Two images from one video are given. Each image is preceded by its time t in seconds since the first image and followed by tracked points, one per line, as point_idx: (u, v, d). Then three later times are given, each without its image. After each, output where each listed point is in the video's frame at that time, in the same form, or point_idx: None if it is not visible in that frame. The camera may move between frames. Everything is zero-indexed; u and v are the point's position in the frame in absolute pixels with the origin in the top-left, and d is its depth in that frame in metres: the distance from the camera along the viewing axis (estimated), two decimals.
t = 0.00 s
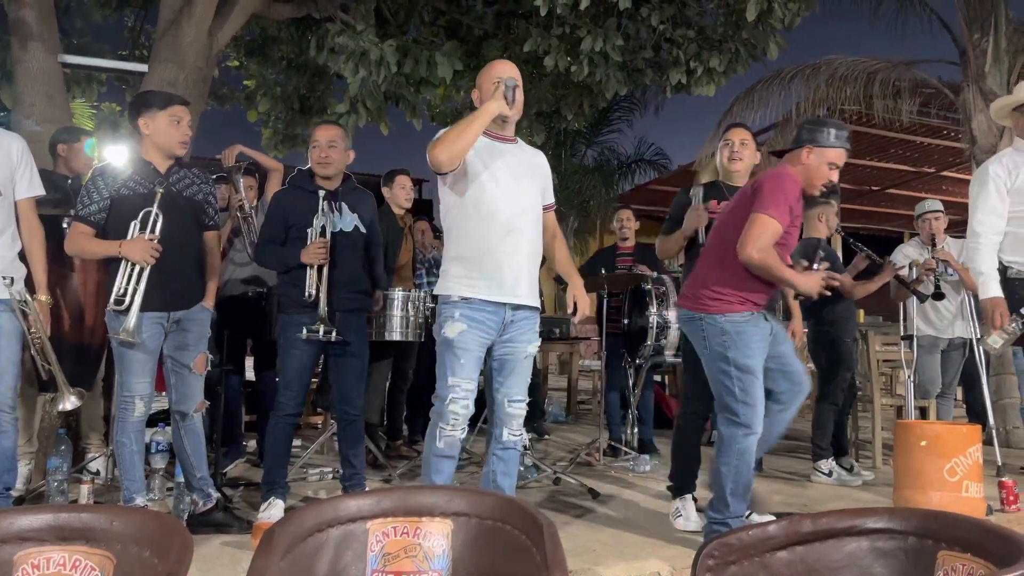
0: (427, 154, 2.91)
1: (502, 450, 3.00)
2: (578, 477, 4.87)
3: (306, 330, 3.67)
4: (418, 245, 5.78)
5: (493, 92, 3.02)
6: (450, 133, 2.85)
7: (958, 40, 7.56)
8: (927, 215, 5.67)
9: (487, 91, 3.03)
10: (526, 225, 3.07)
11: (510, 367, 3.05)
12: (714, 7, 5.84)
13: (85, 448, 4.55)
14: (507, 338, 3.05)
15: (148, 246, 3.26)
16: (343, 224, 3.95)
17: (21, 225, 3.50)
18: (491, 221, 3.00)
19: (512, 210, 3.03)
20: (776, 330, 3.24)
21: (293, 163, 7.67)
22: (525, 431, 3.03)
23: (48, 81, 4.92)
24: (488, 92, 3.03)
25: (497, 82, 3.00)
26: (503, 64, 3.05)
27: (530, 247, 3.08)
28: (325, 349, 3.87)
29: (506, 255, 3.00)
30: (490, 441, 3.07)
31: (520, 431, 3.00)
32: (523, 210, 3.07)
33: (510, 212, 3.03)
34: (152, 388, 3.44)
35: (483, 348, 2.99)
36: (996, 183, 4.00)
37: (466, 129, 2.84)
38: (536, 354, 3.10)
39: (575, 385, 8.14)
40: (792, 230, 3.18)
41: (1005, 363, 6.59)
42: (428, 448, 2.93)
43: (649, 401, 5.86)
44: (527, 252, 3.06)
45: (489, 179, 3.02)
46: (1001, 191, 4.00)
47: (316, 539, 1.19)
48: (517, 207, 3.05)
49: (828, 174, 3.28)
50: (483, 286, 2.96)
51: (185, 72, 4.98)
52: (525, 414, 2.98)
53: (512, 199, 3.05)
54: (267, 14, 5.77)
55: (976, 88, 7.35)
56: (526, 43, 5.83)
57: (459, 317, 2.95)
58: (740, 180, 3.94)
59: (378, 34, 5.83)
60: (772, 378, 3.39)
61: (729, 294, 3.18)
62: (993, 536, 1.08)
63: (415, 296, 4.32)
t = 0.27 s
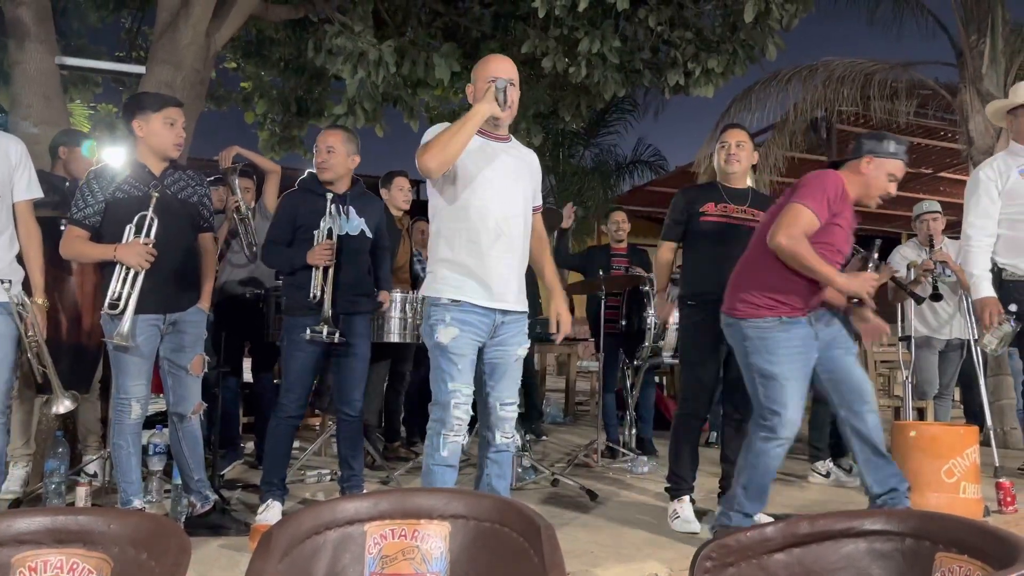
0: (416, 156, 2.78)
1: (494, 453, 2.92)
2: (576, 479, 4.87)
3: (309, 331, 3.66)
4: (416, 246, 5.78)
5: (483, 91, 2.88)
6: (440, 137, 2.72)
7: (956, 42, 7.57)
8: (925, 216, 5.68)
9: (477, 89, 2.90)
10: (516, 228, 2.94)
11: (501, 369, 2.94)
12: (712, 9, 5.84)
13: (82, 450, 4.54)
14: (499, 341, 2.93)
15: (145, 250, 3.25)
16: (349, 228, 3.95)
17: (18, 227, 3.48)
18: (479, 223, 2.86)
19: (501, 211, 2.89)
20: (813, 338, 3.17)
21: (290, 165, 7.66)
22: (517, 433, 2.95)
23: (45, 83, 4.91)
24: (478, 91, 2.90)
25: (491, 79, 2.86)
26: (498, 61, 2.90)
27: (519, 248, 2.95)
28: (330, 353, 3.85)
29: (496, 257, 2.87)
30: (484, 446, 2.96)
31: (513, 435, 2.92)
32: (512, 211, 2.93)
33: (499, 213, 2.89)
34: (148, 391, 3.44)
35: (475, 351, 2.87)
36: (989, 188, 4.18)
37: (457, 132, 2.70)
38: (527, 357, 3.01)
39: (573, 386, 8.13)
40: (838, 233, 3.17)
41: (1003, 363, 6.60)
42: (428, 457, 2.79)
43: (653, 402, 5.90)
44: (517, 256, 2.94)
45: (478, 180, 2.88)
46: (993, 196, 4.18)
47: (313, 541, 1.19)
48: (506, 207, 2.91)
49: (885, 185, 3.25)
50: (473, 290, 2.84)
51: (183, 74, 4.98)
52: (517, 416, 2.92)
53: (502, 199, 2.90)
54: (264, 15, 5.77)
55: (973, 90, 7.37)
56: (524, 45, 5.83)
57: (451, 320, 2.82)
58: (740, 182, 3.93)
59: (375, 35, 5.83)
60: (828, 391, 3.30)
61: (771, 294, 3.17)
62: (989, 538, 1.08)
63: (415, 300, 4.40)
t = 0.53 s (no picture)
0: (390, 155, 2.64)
1: (497, 459, 2.80)
2: (574, 481, 4.86)
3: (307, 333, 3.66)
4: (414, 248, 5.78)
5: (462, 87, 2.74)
6: (414, 133, 2.57)
7: (952, 44, 7.60)
8: (923, 217, 5.69)
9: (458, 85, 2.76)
10: (496, 228, 2.79)
11: (494, 372, 2.80)
12: (709, 11, 5.83)
13: (78, 452, 4.53)
14: (484, 342, 2.80)
15: (138, 253, 3.25)
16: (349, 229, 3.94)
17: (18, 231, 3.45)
18: (458, 223, 2.71)
19: (481, 209, 2.74)
20: (829, 336, 3.21)
21: (288, 166, 7.66)
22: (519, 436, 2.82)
23: (42, 84, 4.91)
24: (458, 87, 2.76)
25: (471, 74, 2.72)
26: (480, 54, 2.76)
27: (498, 249, 2.80)
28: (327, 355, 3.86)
29: (475, 258, 2.72)
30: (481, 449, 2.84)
31: (516, 438, 2.80)
32: (493, 210, 2.78)
33: (478, 212, 2.74)
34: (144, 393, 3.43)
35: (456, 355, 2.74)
36: (982, 192, 4.22)
37: (432, 129, 2.56)
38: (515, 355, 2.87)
39: (571, 387, 8.13)
40: (857, 229, 3.14)
41: (1000, 365, 6.61)
42: (414, 466, 2.69)
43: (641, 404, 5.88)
44: (496, 258, 2.79)
45: (457, 176, 2.72)
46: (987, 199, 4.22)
47: (310, 544, 1.19)
48: (486, 206, 2.76)
49: (906, 178, 3.35)
50: (450, 292, 2.69)
51: (180, 75, 4.97)
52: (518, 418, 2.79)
53: (483, 198, 2.75)
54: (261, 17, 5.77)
55: (970, 91, 7.39)
56: (521, 47, 5.84)
57: (429, 324, 2.68)
58: (735, 187, 3.88)
59: (373, 37, 5.83)
60: (845, 387, 3.36)
61: (789, 292, 3.17)
62: (984, 540, 1.09)
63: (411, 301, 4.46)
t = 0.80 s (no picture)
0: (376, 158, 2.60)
1: (494, 462, 2.79)
2: (569, 483, 4.85)
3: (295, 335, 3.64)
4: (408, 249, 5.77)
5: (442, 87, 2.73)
6: (400, 133, 2.54)
7: (947, 45, 7.62)
8: (919, 218, 5.69)
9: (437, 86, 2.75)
10: (482, 229, 2.77)
11: (487, 372, 2.79)
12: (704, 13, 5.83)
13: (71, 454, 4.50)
14: (474, 343, 2.78)
15: (129, 255, 3.26)
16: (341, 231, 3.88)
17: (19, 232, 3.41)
18: (444, 223, 2.68)
19: (467, 209, 2.72)
20: (835, 338, 3.19)
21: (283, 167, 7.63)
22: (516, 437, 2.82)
23: (35, 84, 4.88)
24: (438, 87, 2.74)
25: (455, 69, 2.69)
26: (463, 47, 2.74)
27: (484, 250, 2.77)
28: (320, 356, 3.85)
29: (460, 259, 2.70)
30: (476, 450, 2.83)
31: (512, 439, 2.79)
32: (479, 210, 2.75)
33: (464, 212, 2.71)
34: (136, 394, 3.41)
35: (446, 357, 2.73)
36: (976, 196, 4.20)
37: (419, 128, 2.54)
38: (507, 352, 2.86)
39: (567, 388, 8.12)
40: (859, 224, 3.14)
41: (995, 366, 6.62)
42: (406, 470, 2.68)
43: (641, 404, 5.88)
44: (482, 259, 2.77)
45: (443, 175, 2.69)
46: (979, 200, 4.20)
47: (303, 548, 1.18)
48: (472, 206, 2.73)
49: (901, 157, 3.30)
50: (436, 293, 2.67)
51: (174, 76, 4.95)
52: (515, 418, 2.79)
53: (469, 198, 2.72)
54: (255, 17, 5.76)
55: (965, 93, 7.41)
56: (517, 48, 5.84)
57: (417, 326, 2.66)
58: (730, 187, 3.84)
59: (368, 37, 5.82)
60: (858, 387, 3.30)
61: (796, 295, 3.17)
62: (980, 543, 1.08)
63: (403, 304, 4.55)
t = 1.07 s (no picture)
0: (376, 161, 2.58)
1: (494, 466, 2.77)
2: (568, 487, 4.84)
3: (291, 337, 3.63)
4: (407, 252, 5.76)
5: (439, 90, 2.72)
6: (401, 135, 2.53)
7: (946, 48, 7.63)
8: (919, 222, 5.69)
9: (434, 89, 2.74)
10: (482, 232, 2.76)
11: (487, 377, 2.79)
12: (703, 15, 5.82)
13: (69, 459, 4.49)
14: (475, 348, 2.77)
15: (130, 261, 3.24)
16: (340, 235, 3.87)
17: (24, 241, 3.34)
18: (444, 227, 2.68)
19: (466, 213, 2.71)
20: (871, 344, 3.19)
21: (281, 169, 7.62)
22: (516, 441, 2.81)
23: (34, 87, 4.88)
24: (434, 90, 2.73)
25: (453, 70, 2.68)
26: (460, 47, 2.73)
27: (483, 253, 2.77)
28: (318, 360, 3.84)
29: (460, 263, 2.69)
30: (476, 455, 2.83)
31: (512, 443, 2.79)
32: (478, 213, 2.75)
33: (464, 216, 2.71)
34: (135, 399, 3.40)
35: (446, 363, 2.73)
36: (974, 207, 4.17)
37: (419, 130, 2.52)
38: (507, 356, 2.86)
39: (565, 391, 8.12)
40: (896, 227, 3.12)
41: (994, 369, 6.62)
42: (406, 475, 2.67)
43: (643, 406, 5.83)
44: (482, 263, 2.77)
45: (441, 178, 2.68)
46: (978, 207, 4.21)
47: (302, 557, 1.17)
48: (471, 210, 2.73)
49: (938, 155, 3.30)
50: (436, 298, 2.66)
51: (173, 79, 4.95)
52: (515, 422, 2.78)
53: (468, 201, 2.72)
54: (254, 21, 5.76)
55: (964, 96, 7.42)
56: (516, 50, 5.85)
57: (417, 333, 2.65)
58: (732, 196, 3.85)
59: (367, 40, 5.82)
60: (884, 397, 3.30)
61: (834, 298, 3.18)
62: (980, 555, 1.08)
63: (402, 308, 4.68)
